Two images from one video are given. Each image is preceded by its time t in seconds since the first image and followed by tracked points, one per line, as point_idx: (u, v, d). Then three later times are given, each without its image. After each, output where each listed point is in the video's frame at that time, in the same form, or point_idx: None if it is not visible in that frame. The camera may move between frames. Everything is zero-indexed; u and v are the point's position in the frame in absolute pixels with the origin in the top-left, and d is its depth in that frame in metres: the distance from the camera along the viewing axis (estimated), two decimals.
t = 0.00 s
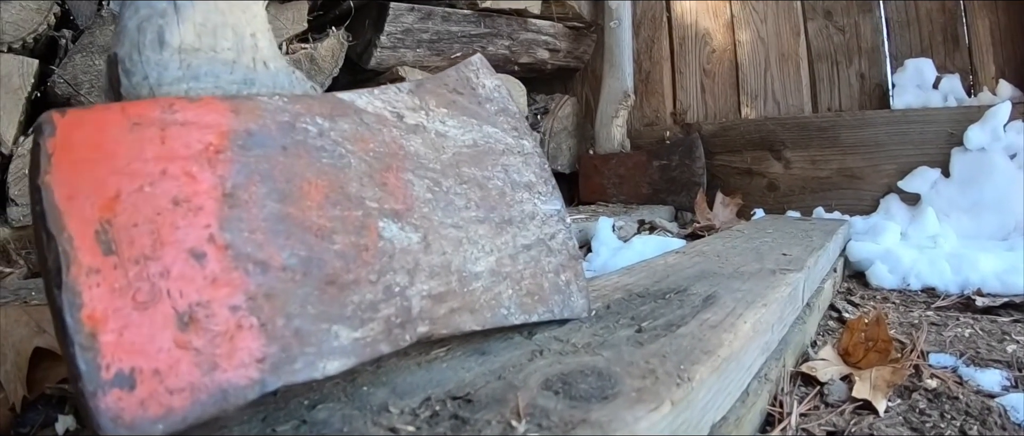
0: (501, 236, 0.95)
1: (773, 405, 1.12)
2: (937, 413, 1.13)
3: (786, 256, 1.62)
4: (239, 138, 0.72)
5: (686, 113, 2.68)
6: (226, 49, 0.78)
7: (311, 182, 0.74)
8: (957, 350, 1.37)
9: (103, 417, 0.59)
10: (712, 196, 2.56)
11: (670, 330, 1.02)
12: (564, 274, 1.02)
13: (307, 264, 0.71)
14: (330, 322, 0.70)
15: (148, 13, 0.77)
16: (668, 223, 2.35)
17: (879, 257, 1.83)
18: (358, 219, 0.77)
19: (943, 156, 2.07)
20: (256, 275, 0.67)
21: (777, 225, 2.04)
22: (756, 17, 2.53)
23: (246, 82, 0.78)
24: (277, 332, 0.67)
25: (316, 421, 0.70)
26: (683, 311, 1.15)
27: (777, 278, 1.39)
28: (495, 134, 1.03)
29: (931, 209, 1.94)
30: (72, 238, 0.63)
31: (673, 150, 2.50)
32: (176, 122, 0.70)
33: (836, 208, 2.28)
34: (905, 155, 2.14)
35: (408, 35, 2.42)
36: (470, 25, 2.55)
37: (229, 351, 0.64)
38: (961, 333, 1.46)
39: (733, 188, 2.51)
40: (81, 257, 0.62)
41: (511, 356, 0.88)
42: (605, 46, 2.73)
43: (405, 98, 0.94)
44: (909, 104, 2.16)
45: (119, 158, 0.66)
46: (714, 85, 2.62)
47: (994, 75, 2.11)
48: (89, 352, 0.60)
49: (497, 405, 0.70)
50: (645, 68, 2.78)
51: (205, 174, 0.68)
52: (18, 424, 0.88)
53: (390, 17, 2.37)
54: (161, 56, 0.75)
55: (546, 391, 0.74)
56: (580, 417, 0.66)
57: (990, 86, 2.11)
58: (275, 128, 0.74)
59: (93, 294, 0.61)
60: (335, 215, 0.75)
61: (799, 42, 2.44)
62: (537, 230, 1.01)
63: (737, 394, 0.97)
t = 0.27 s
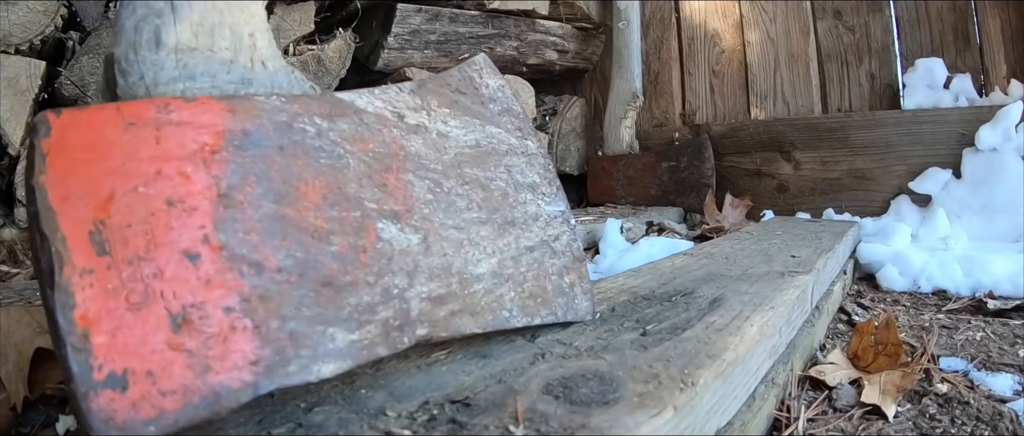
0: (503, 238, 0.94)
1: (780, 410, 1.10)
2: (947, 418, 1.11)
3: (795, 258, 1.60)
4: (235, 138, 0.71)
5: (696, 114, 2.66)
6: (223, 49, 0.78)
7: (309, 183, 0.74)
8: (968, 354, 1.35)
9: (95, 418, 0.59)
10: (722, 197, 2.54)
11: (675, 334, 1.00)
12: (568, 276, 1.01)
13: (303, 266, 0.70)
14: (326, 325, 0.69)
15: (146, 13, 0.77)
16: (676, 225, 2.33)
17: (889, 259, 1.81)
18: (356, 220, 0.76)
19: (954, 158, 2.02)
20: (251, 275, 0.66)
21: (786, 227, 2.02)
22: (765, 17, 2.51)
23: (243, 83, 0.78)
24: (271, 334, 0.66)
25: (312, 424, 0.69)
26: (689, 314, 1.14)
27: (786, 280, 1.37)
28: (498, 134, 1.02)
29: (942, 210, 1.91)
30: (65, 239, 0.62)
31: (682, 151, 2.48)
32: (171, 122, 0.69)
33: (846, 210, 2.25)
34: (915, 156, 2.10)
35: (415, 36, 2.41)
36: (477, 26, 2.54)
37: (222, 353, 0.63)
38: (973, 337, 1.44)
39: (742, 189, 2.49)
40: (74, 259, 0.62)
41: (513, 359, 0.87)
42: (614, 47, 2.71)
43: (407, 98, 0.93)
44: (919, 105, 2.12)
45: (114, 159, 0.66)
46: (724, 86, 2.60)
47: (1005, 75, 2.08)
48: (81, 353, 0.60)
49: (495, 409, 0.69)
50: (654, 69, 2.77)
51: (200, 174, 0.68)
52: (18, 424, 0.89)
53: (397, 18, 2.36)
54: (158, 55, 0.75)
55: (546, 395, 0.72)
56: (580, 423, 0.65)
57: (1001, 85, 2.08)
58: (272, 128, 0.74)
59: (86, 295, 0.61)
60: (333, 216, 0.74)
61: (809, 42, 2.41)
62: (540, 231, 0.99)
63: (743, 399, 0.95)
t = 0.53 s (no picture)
0: (498, 238, 0.93)
1: (779, 413, 1.09)
2: (951, 422, 1.09)
3: (799, 259, 1.59)
4: (225, 138, 0.71)
5: (702, 115, 2.65)
6: (215, 50, 0.78)
7: (299, 183, 0.74)
8: (973, 357, 1.33)
9: (84, 414, 0.61)
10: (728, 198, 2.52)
11: (672, 336, 1.00)
12: (564, 277, 1.00)
13: (291, 266, 0.70)
14: (313, 324, 0.69)
15: (139, 15, 0.77)
16: (681, 225, 2.32)
17: (895, 261, 1.79)
18: (346, 220, 0.76)
19: (961, 158, 2.00)
20: (239, 275, 0.66)
21: (791, 228, 2.00)
22: (772, 17, 2.49)
23: (235, 83, 0.78)
24: (258, 333, 0.66)
25: (300, 424, 0.69)
26: (687, 316, 1.13)
27: (788, 282, 1.36)
28: (495, 135, 1.01)
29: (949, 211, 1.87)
30: (57, 239, 0.64)
31: (688, 152, 2.47)
32: (162, 123, 0.69)
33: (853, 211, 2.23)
34: (922, 156, 2.07)
35: (420, 37, 2.41)
36: (482, 27, 2.53)
37: (208, 352, 0.64)
38: (979, 339, 1.42)
39: (748, 190, 2.47)
40: (65, 257, 0.63)
41: (505, 360, 0.87)
42: (620, 48, 2.71)
43: (401, 98, 0.92)
44: (926, 104, 2.10)
45: (104, 159, 0.67)
46: (730, 86, 2.58)
47: (1013, 75, 2.05)
48: (69, 350, 0.61)
49: (483, 410, 0.69)
50: (660, 69, 2.76)
51: (189, 174, 0.68)
52: (19, 421, 0.91)
53: (402, 19, 2.35)
54: (150, 57, 0.75)
55: (535, 397, 0.72)
56: (567, 425, 0.65)
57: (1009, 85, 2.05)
58: (263, 128, 0.74)
59: (75, 293, 0.63)
60: (322, 216, 0.74)
61: (815, 42, 2.39)
62: (537, 232, 0.99)
63: (740, 401, 0.94)
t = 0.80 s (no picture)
0: (490, 239, 0.92)
1: (779, 418, 1.07)
2: (956, 430, 1.08)
3: (803, 261, 1.57)
4: (209, 138, 0.70)
5: (708, 116, 2.63)
6: (202, 50, 0.77)
7: (284, 183, 0.73)
8: (979, 362, 1.31)
9: (63, 412, 0.60)
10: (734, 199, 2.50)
11: (667, 339, 0.98)
12: (559, 279, 0.99)
13: (274, 266, 0.69)
14: (295, 325, 0.69)
15: (125, 16, 0.77)
16: (686, 227, 2.30)
17: (901, 263, 1.77)
18: (332, 220, 0.75)
19: (970, 158, 1.98)
20: (221, 275, 0.66)
21: (796, 229, 1.98)
22: (778, 17, 2.47)
23: (222, 83, 0.77)
24: (239, 334, 0.65)
25: (283, 425, 0.68)
26: (684, 319, 1.11)
27: (790, 284, 1.34)
28: (489, 135, 1.00)
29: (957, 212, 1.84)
30: (40, 239, 0.64)
31: (694, 153, 2.45)
32: (147, 123, 0.68)
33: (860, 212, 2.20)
34: (930, 157, 2.05)
35: (423, 37, 2.40)
36: (487, 27, 2.53)
37: (188, 352, 0.63)
38: (986, 343, 1.40)
39: (754, 191, 2.45)
40: (47, 256, 0.63)
41: (496, 363, 0.85)
42: (625, 49, 2.69)
43: (392, 98, 0.91)
44: (934, 105, 2.07)
45: (88, 159, 0.66)
46: (736, 87, 2.57)
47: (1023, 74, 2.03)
48: (50, 348, 0.61)
49: (469, 415, 0.68)
50: (666, 70, 2.74)
51: (173, 174, 0.67)
52: (13, 418, 0.93)
53: (405, 20, 2.34)
54: (135, 57, 0.75)
55: (523, 402, 0.71)
56: (552, 430, 0.64)
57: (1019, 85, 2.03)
58: (248, 127, 0.73)
59: (57, 292, 0.62)
60: (307, 217, 0.73)
61: (822, 42, 2.37)
62: (531, 232, 0.97)
63: (736, 406, 0.93)
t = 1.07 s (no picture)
0: (485, 239, 0.91)
1: (780, 423, 1.06)
2: None
3: (808, 263, 1.55)
4: (197, 136, 0.69)
5: (714, 117, 2.61)
6: (191, 48, 0.77)
7: (272, 181, 0.72)
8: (987, 367, 1.29)
9: (45, 410, 0.60)
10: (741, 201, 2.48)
11: (665, 342, 0.97)
12: (556, 280, 0.97)
13: (260, 265, 0.68)
14: (281, 325, 0.68)
15: (116, 14, 0.77)
16: (692, 228, 2.28)
17: (909, 265, 1.74)
18: (321, 220, 0.74)
19: (979, 159, 1.95)
20: (206, 274, 0.65)
21: (803, 231, 1.96)
22: (785, 17, 2.45)
23: (211, 81, 0.77)
24: (223, 333, 0.64)
25: (269, 426, 0.67)
26: (684, 321, 1.10)
27: (794, 286, 1.32)
28: (486, 134, 0.99)
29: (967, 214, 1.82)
30: (26, 236, 0.64)
31: (700, 154, 2.42)
32: (134, 121, 0.68)
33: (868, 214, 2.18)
34: (939, 158, 2.02)
35: (428, 37, 2.39)
36: (492, 27, 2.51)
37: (171, 350, 0.62)
38: (994, 348, 1.38)
39: (761, 192, 2.42)
40: (32, 253, 0.63)
41: (489, 365, 0.84)
42: (631, 49, 2.68)
43: (386, 96, 0.90)
44: (943, 105, 2.05)
45: (74, 156, 0.66)
46: (744, 87, 2.55)
47: None
48: (34, 345, 0.61)
49: (456, 418, 0.67)
50: (673, 70, 2.73)
51: (160, 172, 0.66)
52: (10, 415, 0.95)
53: (410, 20, 2.33)
54: (125, 55, 0.74)
55: (512, 406, 0.70)
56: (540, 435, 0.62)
57: None
58: (237, 125, 0.72)
59: (41, 289, 0.62)
60: (296, 216, 0.73)
61: (829, 42, 2.35)
62: (527, 233, 0.96)
63: (735, 411, 0.91)
